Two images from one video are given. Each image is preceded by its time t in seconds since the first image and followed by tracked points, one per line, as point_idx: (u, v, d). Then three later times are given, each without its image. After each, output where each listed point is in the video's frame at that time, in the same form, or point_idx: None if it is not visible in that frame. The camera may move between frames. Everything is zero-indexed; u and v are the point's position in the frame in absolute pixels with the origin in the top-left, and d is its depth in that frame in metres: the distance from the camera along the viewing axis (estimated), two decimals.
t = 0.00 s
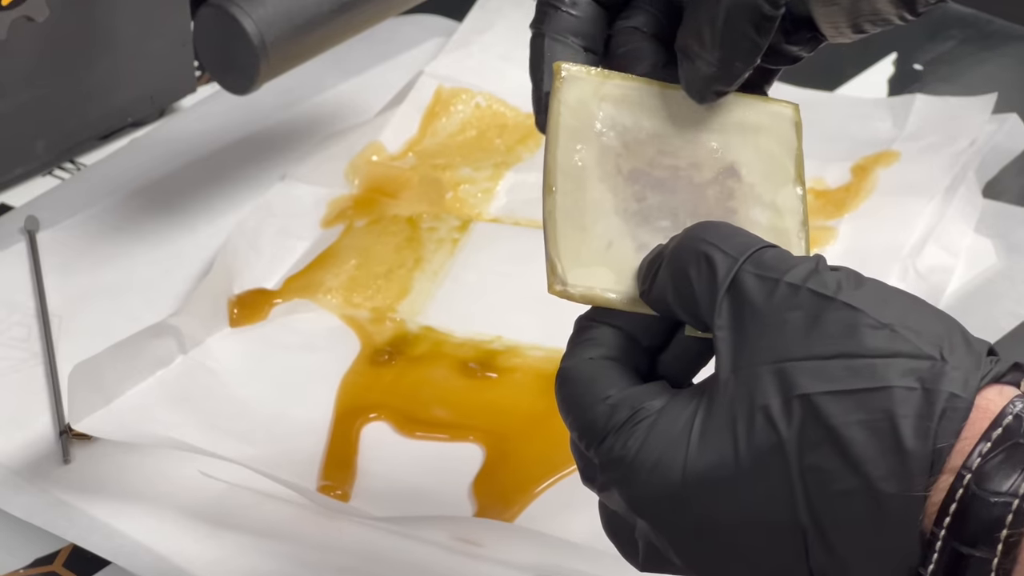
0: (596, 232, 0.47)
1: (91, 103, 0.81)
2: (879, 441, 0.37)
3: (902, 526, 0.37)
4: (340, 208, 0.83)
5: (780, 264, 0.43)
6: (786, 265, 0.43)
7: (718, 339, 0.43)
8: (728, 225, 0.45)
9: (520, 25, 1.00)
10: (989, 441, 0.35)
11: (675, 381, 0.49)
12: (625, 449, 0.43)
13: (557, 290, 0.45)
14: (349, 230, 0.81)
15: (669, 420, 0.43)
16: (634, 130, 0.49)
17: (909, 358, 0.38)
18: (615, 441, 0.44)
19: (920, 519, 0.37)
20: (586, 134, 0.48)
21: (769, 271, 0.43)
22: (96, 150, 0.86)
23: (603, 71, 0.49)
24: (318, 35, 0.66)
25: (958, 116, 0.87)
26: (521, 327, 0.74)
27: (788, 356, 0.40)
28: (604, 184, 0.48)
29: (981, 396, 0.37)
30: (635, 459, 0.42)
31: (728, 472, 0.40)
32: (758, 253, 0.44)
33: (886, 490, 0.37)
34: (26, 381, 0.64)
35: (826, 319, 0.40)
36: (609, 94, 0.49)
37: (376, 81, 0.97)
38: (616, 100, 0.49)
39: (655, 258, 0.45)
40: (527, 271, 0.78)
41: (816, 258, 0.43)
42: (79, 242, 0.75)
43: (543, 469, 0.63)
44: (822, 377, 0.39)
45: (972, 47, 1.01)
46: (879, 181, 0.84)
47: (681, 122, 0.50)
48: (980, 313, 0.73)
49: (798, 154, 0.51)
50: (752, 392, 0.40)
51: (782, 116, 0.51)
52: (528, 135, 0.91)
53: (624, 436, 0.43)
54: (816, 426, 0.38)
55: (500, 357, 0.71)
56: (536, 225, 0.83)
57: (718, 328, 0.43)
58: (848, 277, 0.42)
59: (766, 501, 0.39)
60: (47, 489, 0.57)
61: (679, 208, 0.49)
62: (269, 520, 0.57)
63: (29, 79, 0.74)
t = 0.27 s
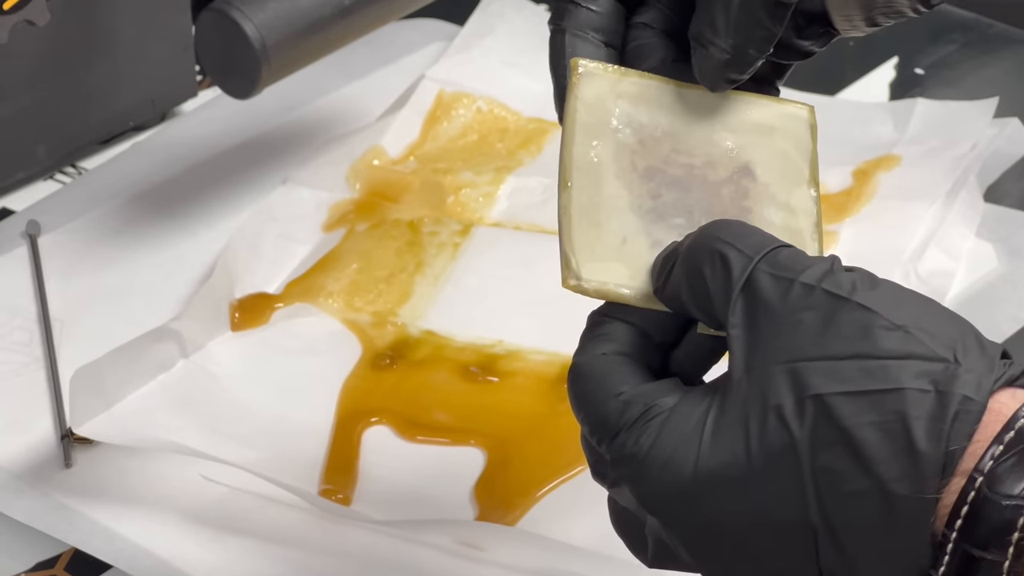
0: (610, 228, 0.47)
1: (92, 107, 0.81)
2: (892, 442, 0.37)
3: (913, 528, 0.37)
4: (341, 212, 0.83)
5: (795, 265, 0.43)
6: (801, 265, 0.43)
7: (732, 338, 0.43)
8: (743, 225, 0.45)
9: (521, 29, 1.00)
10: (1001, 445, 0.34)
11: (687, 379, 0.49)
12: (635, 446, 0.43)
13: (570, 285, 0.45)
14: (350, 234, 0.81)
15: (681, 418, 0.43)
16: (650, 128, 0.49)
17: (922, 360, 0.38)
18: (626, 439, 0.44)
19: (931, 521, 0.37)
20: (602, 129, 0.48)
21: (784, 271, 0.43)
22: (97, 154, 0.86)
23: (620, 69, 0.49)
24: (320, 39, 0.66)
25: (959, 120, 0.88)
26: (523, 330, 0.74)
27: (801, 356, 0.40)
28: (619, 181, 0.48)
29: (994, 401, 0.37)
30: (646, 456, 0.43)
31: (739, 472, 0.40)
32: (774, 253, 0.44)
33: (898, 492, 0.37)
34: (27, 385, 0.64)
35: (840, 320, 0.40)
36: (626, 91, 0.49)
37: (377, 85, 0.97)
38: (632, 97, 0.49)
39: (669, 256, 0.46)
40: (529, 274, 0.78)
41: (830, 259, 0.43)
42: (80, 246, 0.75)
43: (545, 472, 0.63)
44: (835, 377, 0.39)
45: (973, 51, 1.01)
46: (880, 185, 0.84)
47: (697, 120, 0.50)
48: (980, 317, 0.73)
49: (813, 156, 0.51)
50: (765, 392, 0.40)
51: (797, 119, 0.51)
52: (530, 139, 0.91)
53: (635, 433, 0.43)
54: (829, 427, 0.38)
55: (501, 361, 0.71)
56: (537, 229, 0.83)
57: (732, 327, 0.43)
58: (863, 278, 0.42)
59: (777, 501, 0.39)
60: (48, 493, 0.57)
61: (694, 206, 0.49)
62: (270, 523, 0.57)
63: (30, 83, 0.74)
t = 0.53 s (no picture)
0: (615, 242, 0.46)
1: (93, 110, 0.81)
2: (902, 468, 0.37)
3: (921, 555, 0.36)
4: (342, 216, 0.83)
5: (804, 285, 0.43)
6: (810, 286, 0.43)
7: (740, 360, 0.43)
8: (753, 243, 0.45)
9: (522, 33, 1.00)
10: (1011, 473, 0.34)
11: (691, 394, 0.50)
12: (643, 467, 0.43)
13: (577, 300, 0.44)
14: (351, 237, 0.81)
15: (688, 439, 0.43)
16: (656, 138, 0.48)
17: (934, 386, 0.38)
18: (633, 459, 0.44)
19: (941, 548, 0.36)
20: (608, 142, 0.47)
21: (794, 292, 0.43)
22: (98, 157, 0.86)
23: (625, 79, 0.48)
24: (322, 43, 0.66)
25: (960, 123, 0.88)
26: (524, 333, 0.73)
27: (811, 380, 0.40)
28: (624, 193, 0.47)
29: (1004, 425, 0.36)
30: (654, 477, 0.43)
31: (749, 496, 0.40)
32: (783, 272, 0.44)
33: (907, 519, 0.37)
34: (27, 388, 0.64)
35: (850, 343, 0.40)
36: (631, 100, 0.48)
37: (378, 88, 0.97)
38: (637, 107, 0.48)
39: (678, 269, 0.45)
40: (530, 277, 0.77)
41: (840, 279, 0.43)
42: (81, 250, 0.75)
43: (546, 477, 0.63)
44: (845, 402, 0.39)
45: (973, 54, 1.01)
46: (881, 188, 0.84)
47: (704, 130, 0.48)
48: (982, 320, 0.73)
49: (818, 167, 0.49)
50: (774, 416, 0.40)
51: (802, 129, 0.50)
52: (531, 143, 0.91)
53: (642, 454, 0.44)
54: (838, 453, 0.38)
55: (503, 364, 0.71)
56: (538, 233, 0.82)
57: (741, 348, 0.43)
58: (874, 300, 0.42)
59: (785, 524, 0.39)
60: (49, 497, 0.57)
61: (699, 220, 0.48)
62: (271, 526, 0.57)
63: (30, 87, 0.74)
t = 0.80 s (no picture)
0: (608, 256, 0.47)
1: (94, 113, 0.81)
2: (897, 507, 0.38)
3: None
4: (343, 219, 0.83)
5: (797, 316, 0.43)
6: (802, 317, 0.43)
7: (733, 392, 0.44)
8: (746, 269, 0.45)
9: (523, 35, 1.00)
10: (1007, 510, 0.35)
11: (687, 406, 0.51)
12: (637, 499, 0.44)
13: (567, 321, 0.46)
14: (352, 240, 0.81)
15: (682, 472, 0.44)
16: (648, 145, 0.48)
17: (929, 424, 0.39)
18: (627, 490, 0.45)
19: None
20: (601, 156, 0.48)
21: (786, 324, 0.43)
22: (100, 160, 0.87)
23: (618, 82, 0.49)
24: (323, 46, 0.66)
25: (961, 126, 0.88)
26: (526, 335, 0.73)
27: (805, 417, 0.41)
28: (616, 205, 0.48)
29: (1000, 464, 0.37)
30: (647, 509, 0.44)
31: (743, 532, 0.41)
32: (776, 302, 0.44)
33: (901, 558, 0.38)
34: (29, 391, 0.64)
35: (843, 380, 0.41)
36: (622, 107, 0.48)
37: (380, 91, 0.97)
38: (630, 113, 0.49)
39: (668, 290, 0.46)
40: (532, 279, 0.77)
41: (833, 310, 0.43)
42: (82, 252, 0.75)
43: (548, 479, 0.63)
44: (839, 441, 0.40)
45: (975, 57, 1.01)
46: (882, 191, 0.84)
47: (695, 135, 0.49)
48: (984, 323, 0.73)
49: (815, 168, 0.49)
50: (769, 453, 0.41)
51: (797, 127, 0.49)
52: (532, 145, 0.91)
53: (634, 485, 0.44)
54: (833, 491, 0.39)
55: (504, 367, 0.71)
56: (539, 235, 0.82)
57: (732, 381, 0.44)
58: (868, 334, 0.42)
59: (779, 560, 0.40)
60: (50, 499, 0.57)
61: (692, 229, 0.48)
62: (271, 528, 0.57)
63: (31, 89, 0.74)
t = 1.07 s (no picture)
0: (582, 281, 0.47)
1: (94, 114, 0.81)
2: (878, 542, 0.41)
3: None
4: (343, 220, 0.83)
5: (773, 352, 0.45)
6: (780, 353, 0.44)
7: (713, 427, 0.45)
8: (723, 299, 0.46)
9: (523, 36, 1.00)
10: (992, 543, 0.39)
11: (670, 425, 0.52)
12: (620, 535, 0.45)
13: (544, 350, 0.46)
14: (352, 241, 0.81)
15: (663, 507, 0.45)
16: (622, 163, 0.49)
17: (910, 460, 0.41)
18: (610, 525, 0.46)
19: None
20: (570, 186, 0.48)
21: (763, 360, 0.45)
22: (100, 161, 0.86)
23: (588, 99, 0.49)
24: (324, 47, 0.66)
25: (961, 127, 0.88)
26: (526, 337, 0.73)
27: (786, 457, 0.43)
28: (591, 227, 0.48)
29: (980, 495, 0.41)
30: (630, 546, 0.45)
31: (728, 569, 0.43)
32: (751, 336, 0.45)
33: None
34: (30, 392, 0.64)
35: (821, 420, 0.43)
36: (594, 125, 0.48)
37: (380, 92, 0.97)
38: (602, 131, 0.49)
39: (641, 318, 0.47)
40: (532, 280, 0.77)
41: (809, 344, 0.45)
42: (82, 254, 0.75)
43: (549, 481, 0.63)
44: (821, 479, 0.42)
45: (975, 58, 1.01)
46: (883, 192, 0.84)
47: (669, 151, 0.49)
48: (985, 324, 0.73)
49: (791, 174, 0.50)
50: (751, 492, 0.43)
51: (773, 134, 0.50)
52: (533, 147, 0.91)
53: (618, 521, 0.46)
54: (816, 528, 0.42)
55: (504, 368, 0.71)
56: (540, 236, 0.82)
57: (710, 416, 0.45)
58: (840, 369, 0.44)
59: None
60: (51, 501, 0.57)
61: (670, 247, 0.48)
62: (272, 529, 0.57)
63: (32, 90, 0.74)
